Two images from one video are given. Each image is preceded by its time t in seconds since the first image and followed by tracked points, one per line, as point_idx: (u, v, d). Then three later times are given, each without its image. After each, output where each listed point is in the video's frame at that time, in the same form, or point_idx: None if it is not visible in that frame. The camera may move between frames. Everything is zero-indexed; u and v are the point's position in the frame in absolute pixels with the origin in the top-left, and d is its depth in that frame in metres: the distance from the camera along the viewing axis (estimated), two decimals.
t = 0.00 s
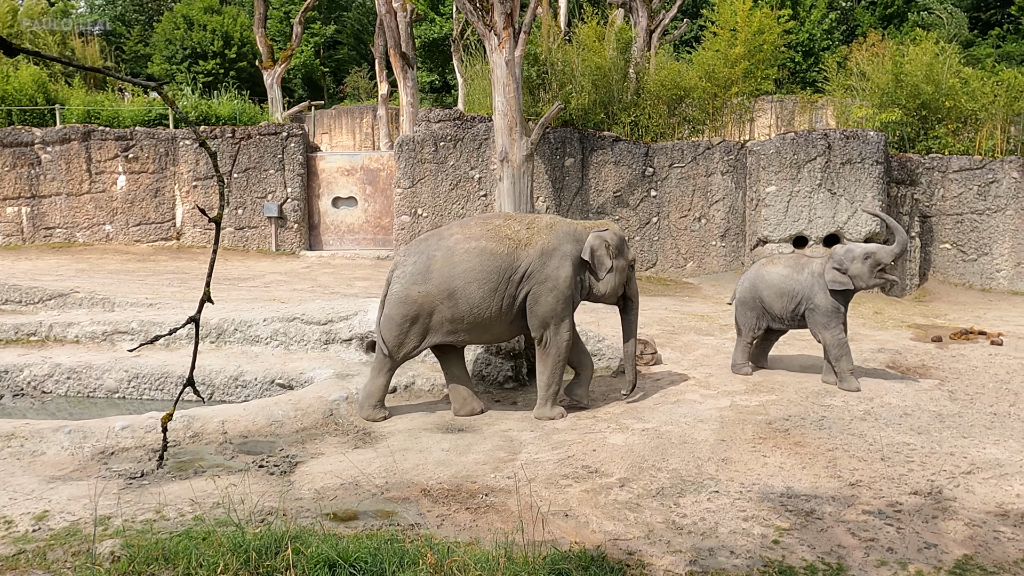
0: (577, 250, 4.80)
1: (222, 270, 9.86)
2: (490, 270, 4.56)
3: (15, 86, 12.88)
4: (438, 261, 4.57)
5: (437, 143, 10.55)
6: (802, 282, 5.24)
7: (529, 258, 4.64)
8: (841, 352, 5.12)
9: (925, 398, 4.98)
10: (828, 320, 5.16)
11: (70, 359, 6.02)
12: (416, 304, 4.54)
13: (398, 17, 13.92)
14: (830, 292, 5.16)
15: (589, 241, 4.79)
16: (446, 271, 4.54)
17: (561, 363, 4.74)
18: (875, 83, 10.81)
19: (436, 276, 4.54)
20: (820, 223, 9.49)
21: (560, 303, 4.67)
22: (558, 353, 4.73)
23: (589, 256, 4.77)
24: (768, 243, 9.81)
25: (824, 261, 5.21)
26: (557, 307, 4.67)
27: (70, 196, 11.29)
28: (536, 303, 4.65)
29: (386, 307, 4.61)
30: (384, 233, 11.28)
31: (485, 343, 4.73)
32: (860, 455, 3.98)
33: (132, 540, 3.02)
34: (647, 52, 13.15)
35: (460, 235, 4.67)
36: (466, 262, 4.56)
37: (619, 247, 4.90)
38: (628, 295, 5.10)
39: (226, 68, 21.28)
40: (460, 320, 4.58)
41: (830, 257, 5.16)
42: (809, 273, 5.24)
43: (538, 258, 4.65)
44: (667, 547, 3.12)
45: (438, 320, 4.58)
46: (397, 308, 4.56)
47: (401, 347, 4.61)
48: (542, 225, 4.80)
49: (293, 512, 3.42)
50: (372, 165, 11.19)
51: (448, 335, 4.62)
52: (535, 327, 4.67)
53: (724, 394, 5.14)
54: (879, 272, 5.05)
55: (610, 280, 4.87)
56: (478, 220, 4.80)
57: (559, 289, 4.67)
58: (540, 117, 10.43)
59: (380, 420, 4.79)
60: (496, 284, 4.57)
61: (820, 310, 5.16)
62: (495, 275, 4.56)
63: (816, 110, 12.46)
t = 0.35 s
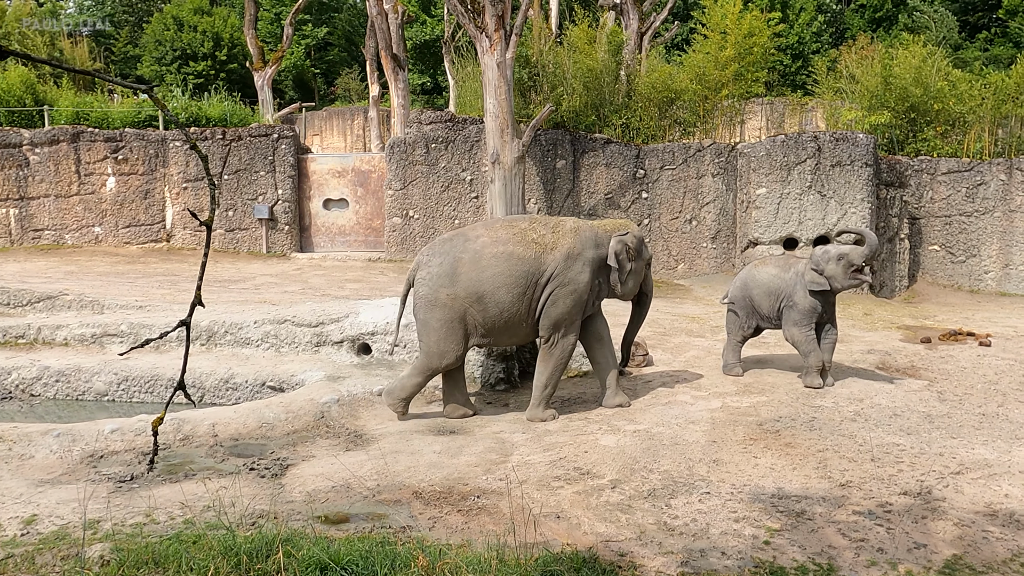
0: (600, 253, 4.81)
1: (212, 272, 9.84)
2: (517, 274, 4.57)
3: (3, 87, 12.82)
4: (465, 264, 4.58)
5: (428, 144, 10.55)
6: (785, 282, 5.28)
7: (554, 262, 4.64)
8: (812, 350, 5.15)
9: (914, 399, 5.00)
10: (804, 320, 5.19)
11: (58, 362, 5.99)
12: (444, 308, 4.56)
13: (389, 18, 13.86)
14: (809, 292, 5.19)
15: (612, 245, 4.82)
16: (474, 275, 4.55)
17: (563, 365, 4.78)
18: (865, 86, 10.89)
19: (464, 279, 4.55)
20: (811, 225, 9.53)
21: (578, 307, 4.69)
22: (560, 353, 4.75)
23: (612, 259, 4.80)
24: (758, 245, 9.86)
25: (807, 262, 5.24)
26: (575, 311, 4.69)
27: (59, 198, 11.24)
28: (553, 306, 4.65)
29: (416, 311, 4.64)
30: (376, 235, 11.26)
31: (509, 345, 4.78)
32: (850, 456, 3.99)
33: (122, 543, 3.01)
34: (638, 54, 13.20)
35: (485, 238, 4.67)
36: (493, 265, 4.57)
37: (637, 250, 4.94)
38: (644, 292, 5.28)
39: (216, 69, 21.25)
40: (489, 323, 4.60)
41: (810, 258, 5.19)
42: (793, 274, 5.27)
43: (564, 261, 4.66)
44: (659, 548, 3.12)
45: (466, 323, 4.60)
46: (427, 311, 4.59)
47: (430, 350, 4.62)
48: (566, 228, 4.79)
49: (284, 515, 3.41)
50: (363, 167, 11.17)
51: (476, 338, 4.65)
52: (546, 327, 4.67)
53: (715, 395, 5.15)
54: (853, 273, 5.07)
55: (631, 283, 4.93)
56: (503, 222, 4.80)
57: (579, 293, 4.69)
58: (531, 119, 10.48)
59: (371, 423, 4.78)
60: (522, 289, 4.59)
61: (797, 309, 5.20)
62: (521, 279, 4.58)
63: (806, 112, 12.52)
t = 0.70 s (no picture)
0: (613, 251, 4.87)
1: (202, 274, 9.80)
2: (537, 270, 4.63)
3: None
4: (487, 260, 4.63)
5: (419, 146, 10.54)
6: (766, 282, 5.40)
7: (571, 260, 4.70)
8: (774, 350, 5.34)
9: (902, 400, 5.02)
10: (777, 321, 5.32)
11: (45, 364, 5.95)
12: (469, 305, 4.59)
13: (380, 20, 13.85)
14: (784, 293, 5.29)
15: (622, 243, 4.86)
16: (498, 270, 4.60)
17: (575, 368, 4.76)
18: (853, 89, 10.90)
19: (488, 275, 4.60)
20: (800, 227, 9.55)
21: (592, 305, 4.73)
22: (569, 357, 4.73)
23: (622, 258, 4.84)
24: (748, 247, 9.90)
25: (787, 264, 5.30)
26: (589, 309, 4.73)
27: (46, 199, 11.17)
28: (564, 303, 4.69)
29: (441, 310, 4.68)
30: (366, 236, 11.24)
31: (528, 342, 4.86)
32: (838, 457, 4.01)
33: (109, 547, 2.99)
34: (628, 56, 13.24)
35: (505, 235, 4.72)
36: (514, 261, 4.62)
37: (649, 250, 4.99)
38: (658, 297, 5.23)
39: (206, 70, 21.18)
40: (511, 318, 4.66)
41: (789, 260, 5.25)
42: (774, 274, 5.37)
43: (581, 259, 4.72)
44: (648, 549, 3.13)
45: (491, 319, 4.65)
46: (452, 307, 4.63)
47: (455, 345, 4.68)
48: (581, 227, 4.85)
49: (273, 518, 3.40)
50: (353, 169, 11.15)
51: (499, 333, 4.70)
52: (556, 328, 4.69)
53: (704, 397, 5.16)
54: (826, 278, 5.09)
55: (640, 282, 4.94)
56: (520, 220, 4.85)
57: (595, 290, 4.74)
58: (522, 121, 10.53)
59: (361, 425, 4.77)
60: (542, 285, 4.65)
61: (772, 308, 5.34)
62: (541, 276, 4.64)
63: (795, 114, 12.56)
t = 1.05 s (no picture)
0: (622, 248, 4.90)
1: (191, 276, 9.77)
2: (549, 269, 4.66)
3: None
4: (498, 261, 4.65)
5: (410, 148, 10.53)
6: (749, 282, 5.49)
7: (583, 261, 4.77)
8: (760, 352, 5.41)
9: (891, 400, 5.05)
10: (760, 321, 5.40)
11: (33, 367, 5.93)
12: (482, 306, 4.60)
13: (372, 22, 13.86)
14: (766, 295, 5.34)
15: (628, 241, 4.87)
16: (509, 270, 4.62)
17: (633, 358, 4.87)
18: (842, 92, 10.97)
19: (499, 276, 4.61)
20: (790, 228, 9.59)
21: (613, 303, 4.80)
22: (621, 358, 4.82)
23: (628, 256, 4.84)
24: (738, 248, 9.92)
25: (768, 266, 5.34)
26: (610, 307, 4.80)
27: (34, 200, 11.12)
28: (589, 305, 4.79)
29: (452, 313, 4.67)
30: (356, 238, 11.24)
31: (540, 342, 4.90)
32: (827, 457, 4.03)
33: (97, 551, 2.97)
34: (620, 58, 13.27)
35: (513, 236, 4.73)
36: (525, 261, 4.64)
37: (656, 246, 4.99)
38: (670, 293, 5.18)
39: (196, 71, 21.13)
40: (524, 317, 4.69)
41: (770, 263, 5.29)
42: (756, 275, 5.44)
43: (591, 258, 4.79)
44: (638, 550, 3.13)
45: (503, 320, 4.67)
46: (463, 310, 4.63)
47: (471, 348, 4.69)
48: (588, 227, 4.90)
49: (262, 520, 3.40)
50: (344, 170, 11.15)
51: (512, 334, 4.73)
52: (591, 332, 4.79)
53: (695, 398, 5.17)
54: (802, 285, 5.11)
55: (649, 278, 4.96)
56: (527, 220, 4.87)
57: (611, 289, 4.80)
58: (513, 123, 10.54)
59: (352, 427, 4.76)
60: (554, 285, 4.69)
61: (754, 308, 5.42)
62: (553, 275, 4.68)
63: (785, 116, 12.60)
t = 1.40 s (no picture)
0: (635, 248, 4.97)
1: (182, 277, 9.74)
2: (566, 265, 4.69)
3: None
4: (515, 255, 4.67)
5: (402, 148, 10.51)
6: (735, 282, 5.58)
7: (600, 259, 4.81)
8: (749, 353, 5.46)
9: (881, 400, 5.07)
10: (746, 321, 5.47)
11: (22, 368, 5.90)
12: (499, 300, 4.61)
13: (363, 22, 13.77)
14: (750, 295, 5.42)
15: (640, 242, 4.96)
16: (526, 265, 4.64)
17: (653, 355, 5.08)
18: (833, 93, 11.02)
19: (516, 270, 4.63)
20: (780, 229, 9.61)
21: (634, 302, 4.87)
22: (644, 353, 5.01)
23: (642, 256, 4.92)
24: (729, 249, 9.91)
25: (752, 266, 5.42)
26: (632, 306, 4.86)
27: (23, 201, 11.06)
28: (613, 306, 4.84)
29: (467, 308, 4.67)
30: (348, 239, 11.22)
31: (557, 340, 4.88)
32: (818, 457, 4.04)
33: (87, 553, 2.96)
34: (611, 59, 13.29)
35: (529, 232, 4.77)
36: (542, 256, 4.67)
37: (666, 246, 5.03)
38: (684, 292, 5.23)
39: (185, 71, 21.06)
40: (541, 313, 4.70)
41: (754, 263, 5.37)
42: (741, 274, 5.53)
43: (607, 256, 4.84)
44: (631, 551, 3.14)
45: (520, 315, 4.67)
46: (478, 305, 4.64)
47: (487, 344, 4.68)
48: (603, 227, 4.95)
49: (254, 522, 3.39)
50: (336, 171, 11.12)
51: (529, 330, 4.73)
52: (618, 330, 4.87)
53: (687, 398, 5.19)
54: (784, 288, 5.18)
55: (662, 279, 5.01)
56: (541, 219, 4.91)
57: (630, 288, 4.86)
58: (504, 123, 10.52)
59: (343, 428, 4.76)
60: (572, 282, 4.71)
61: (740, 308, 5.50)
62: (570, 271, 4.70)
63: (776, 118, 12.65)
